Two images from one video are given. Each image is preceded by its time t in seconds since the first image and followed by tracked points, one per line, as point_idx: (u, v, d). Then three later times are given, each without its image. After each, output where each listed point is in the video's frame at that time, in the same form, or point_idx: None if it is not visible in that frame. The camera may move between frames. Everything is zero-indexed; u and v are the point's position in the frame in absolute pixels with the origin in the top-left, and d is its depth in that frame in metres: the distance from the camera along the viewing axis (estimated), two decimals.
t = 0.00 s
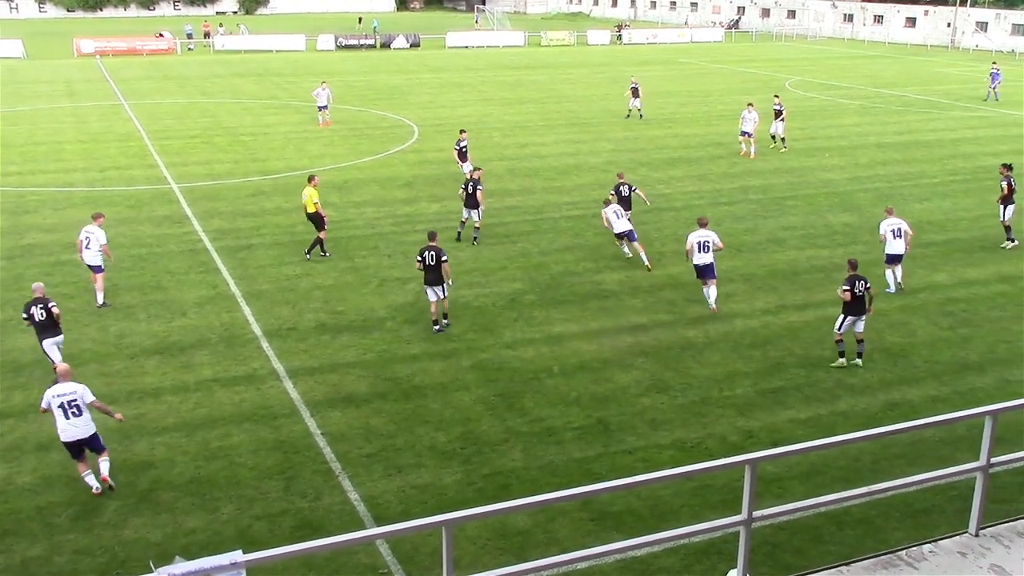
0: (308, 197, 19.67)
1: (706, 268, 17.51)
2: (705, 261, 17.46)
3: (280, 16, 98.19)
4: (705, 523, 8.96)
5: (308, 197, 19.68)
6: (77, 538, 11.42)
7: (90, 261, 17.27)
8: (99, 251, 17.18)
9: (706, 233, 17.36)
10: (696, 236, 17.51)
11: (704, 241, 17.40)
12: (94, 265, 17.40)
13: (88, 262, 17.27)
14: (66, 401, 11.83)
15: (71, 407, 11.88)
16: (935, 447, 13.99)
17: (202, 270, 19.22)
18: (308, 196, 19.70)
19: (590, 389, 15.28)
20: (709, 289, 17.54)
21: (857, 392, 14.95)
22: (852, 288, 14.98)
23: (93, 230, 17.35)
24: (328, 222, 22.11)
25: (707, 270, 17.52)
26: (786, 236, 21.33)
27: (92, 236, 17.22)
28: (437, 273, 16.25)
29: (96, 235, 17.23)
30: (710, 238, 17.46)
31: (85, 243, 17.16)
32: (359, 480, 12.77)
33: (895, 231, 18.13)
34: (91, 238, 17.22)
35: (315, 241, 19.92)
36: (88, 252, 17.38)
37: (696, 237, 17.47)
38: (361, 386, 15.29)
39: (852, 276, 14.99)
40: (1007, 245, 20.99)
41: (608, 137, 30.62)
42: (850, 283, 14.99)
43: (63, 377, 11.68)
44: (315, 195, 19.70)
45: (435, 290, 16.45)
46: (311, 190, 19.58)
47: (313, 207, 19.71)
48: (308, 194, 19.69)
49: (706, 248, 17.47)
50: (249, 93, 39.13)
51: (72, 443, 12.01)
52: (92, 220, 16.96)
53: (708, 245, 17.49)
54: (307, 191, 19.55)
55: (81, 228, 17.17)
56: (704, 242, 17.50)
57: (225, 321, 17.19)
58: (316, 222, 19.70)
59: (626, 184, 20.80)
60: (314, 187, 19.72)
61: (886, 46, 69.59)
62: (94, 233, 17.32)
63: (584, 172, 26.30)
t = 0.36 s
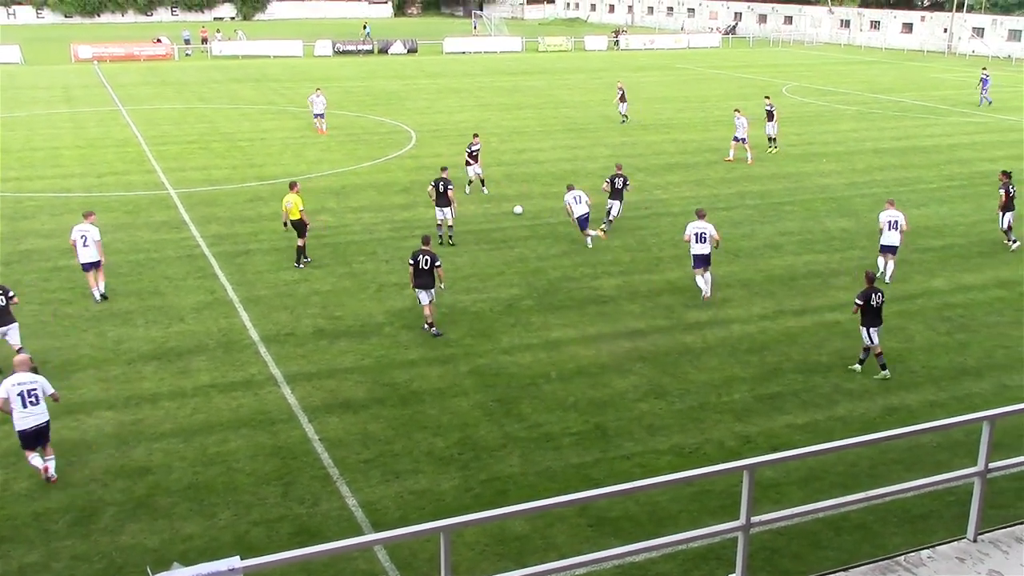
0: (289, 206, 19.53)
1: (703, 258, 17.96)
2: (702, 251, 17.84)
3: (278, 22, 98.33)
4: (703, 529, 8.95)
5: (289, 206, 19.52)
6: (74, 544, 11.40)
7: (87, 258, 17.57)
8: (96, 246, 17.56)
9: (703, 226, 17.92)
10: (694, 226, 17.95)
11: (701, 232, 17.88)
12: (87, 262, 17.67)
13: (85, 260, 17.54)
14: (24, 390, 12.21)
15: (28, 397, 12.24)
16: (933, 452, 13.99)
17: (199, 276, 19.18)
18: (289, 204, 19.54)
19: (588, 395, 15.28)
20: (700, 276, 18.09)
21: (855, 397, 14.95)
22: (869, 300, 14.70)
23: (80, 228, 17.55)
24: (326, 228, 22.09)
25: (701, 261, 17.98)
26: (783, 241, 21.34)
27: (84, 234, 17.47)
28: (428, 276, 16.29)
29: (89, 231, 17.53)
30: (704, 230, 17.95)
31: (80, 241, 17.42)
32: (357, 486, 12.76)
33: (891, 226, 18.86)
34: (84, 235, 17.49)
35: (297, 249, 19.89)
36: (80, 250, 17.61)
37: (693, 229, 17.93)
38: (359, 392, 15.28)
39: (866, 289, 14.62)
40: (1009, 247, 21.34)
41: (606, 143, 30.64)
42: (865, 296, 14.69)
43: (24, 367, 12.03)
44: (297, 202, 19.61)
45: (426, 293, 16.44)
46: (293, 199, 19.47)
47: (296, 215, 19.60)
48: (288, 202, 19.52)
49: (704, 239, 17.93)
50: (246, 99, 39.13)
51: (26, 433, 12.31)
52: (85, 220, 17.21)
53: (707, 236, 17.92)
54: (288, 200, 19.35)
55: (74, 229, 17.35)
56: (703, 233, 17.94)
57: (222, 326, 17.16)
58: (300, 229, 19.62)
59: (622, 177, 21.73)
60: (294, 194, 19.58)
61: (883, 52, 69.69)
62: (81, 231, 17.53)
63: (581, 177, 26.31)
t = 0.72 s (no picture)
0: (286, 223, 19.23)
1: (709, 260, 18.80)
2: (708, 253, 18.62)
3: (297, 38, 99.03)
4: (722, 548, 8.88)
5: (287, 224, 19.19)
6: (92, 556, 11.42)
7: (101, 266, 17.94)
8: (110, 255, 17.94)
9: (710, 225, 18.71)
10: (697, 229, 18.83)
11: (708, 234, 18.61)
12: (101, 270, 18.04)
13: (99, 268, 17.91)
14: None
15: None
16: (953, 470, 13.86)
17: (219, 291, 19.22)
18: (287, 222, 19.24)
19: (605, 410, 15.23)
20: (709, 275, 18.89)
21: (874, 415, 14.84)
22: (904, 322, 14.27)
23: (96, 238, 17.88)
24: (344, 242, 22.14)
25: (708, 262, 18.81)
26: (802, 257, 21.26)
27: (99, 244, 17.81)
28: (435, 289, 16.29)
29: (104, 241, 17.88)
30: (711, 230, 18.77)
31: (95, 250, 17.79)
32: (374, 500, 12.74)
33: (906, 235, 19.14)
34: (99, 245, 17.83)
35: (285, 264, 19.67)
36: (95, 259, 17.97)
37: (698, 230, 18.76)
38: (376, 406, 15.27)
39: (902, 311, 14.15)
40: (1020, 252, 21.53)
41: (623, 158, 30.64)
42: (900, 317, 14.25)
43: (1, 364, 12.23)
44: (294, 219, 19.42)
45: (432, 305, 16.49)
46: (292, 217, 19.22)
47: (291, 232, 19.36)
48: (287, 219, 19.21)
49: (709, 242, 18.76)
50: (265, 113, 39.35)
51: None
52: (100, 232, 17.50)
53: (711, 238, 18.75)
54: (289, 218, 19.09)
55: (90, 238, 17.69)
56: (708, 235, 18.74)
57: (240, 340, 17.19)
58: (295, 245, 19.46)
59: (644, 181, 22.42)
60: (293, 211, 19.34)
61: (902, 67, 69.36)
62: (97, 241, 17.88)
63: (600, 193, 26.28)
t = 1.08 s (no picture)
0: (302, 244, 19.35)
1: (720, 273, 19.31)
2: (721, 266, 19.20)
3: (334, 63, 100.25)
4: None
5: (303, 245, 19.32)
6: None
7: (130, 285, 18.40)
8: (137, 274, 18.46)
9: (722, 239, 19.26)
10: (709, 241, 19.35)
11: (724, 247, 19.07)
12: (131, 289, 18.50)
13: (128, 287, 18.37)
14: None
15: None
16: (993, 500, 13.59)
17: (254, 313, 19.37)
18: (303, 243, 19.38)
19: (638, 435, 15.14)
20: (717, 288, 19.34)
21: (911, 443, 14.63)
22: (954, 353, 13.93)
23: (124, 259, 18.39)
24: (379, 265, 22.25)
25: (720, 274, 19.30)
26: (838, 282, 21.08)
27: (126, 264, 18.30)
28: (447, 311, 16.33)
29: (132, 260, 18.36)
30: (721, 244, 19.33)
31: (124, 269, 18.29)
32: (406, 523, 12.72)
33: (938, 243, 19.53)
34: (128, 264, 18.34)
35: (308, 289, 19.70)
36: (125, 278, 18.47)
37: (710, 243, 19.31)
38: (408, 429, 15.28)
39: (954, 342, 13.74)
40: None
41: (657, 182, 30.60)
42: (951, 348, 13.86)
43: None
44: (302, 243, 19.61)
45: (444, 328, 16.54)
46: (304, 239, 19.44)
47: (304, 255, 19.41)
48: (302, 241, 19.40)
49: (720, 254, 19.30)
50: (300, 136, 39.79)
51: None
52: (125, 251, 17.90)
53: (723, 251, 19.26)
54: (306, 238, 19.26)
55: (118, 258, 18.25)
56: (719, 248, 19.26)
57: (275, 362, 17.29)
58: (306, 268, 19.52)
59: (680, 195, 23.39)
60: (303, 235, 19.59)
61: (940, 92, 68.70)
62: (125, 262, 18.38)
63: (636, 217, 26.22)
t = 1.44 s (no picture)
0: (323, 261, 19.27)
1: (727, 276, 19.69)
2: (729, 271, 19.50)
3: (368, 77, 100.79)
4: None
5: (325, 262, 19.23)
6: None
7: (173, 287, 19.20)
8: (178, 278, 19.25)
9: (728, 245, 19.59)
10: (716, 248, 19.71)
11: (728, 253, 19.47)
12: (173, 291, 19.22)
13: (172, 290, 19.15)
14: None
15: None
16: None
17: (286, 327, 19.28)
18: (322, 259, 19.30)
19: (673, 454, 14.87)
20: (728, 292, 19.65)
21: (955, 465, 14.24)
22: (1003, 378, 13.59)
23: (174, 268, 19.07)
24: (411, 279, 22.12)
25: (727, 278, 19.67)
26: (878, 300, 20.70)
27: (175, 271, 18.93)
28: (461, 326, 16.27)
29: (179, 266, 19.23)
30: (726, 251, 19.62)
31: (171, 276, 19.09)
32: (437, 541, 12.54)
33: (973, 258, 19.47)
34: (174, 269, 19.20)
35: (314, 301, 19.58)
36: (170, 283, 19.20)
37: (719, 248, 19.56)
38: (440, 446, 15.11)
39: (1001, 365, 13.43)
40: None
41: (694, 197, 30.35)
42: (1000, 373, 13.52)
43: None
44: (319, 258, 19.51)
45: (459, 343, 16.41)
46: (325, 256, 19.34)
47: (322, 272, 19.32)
48: (325, 257, 19.30)
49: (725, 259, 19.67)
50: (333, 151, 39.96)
51: None
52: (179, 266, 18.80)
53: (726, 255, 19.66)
54: (331, 257, 19.21)
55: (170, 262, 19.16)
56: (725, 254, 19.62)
57: (306, 377, 17.19)
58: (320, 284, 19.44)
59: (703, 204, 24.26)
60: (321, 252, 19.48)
61: (983, 106, 67.57)
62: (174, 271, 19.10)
63: (672, 233, 25.93)
